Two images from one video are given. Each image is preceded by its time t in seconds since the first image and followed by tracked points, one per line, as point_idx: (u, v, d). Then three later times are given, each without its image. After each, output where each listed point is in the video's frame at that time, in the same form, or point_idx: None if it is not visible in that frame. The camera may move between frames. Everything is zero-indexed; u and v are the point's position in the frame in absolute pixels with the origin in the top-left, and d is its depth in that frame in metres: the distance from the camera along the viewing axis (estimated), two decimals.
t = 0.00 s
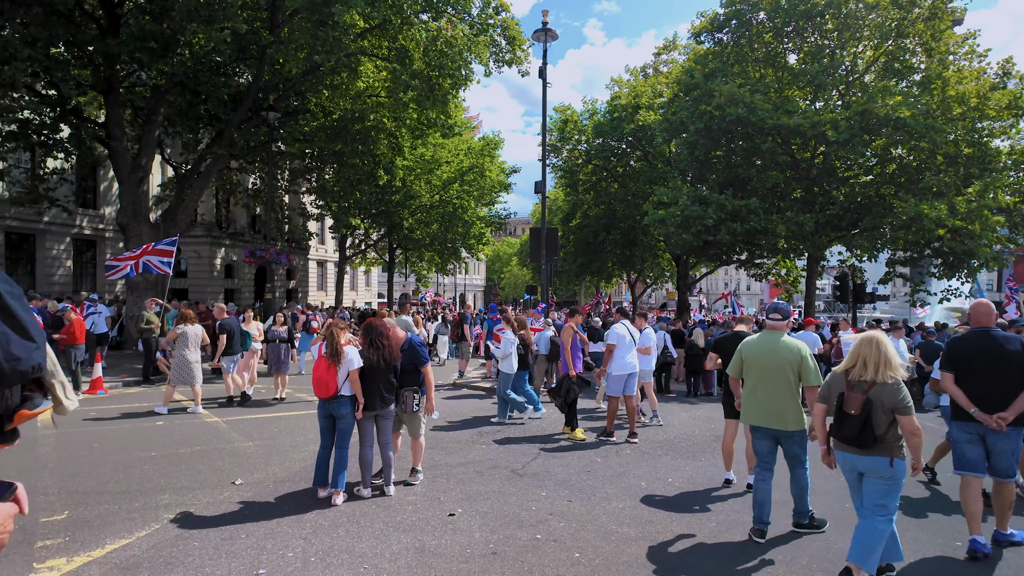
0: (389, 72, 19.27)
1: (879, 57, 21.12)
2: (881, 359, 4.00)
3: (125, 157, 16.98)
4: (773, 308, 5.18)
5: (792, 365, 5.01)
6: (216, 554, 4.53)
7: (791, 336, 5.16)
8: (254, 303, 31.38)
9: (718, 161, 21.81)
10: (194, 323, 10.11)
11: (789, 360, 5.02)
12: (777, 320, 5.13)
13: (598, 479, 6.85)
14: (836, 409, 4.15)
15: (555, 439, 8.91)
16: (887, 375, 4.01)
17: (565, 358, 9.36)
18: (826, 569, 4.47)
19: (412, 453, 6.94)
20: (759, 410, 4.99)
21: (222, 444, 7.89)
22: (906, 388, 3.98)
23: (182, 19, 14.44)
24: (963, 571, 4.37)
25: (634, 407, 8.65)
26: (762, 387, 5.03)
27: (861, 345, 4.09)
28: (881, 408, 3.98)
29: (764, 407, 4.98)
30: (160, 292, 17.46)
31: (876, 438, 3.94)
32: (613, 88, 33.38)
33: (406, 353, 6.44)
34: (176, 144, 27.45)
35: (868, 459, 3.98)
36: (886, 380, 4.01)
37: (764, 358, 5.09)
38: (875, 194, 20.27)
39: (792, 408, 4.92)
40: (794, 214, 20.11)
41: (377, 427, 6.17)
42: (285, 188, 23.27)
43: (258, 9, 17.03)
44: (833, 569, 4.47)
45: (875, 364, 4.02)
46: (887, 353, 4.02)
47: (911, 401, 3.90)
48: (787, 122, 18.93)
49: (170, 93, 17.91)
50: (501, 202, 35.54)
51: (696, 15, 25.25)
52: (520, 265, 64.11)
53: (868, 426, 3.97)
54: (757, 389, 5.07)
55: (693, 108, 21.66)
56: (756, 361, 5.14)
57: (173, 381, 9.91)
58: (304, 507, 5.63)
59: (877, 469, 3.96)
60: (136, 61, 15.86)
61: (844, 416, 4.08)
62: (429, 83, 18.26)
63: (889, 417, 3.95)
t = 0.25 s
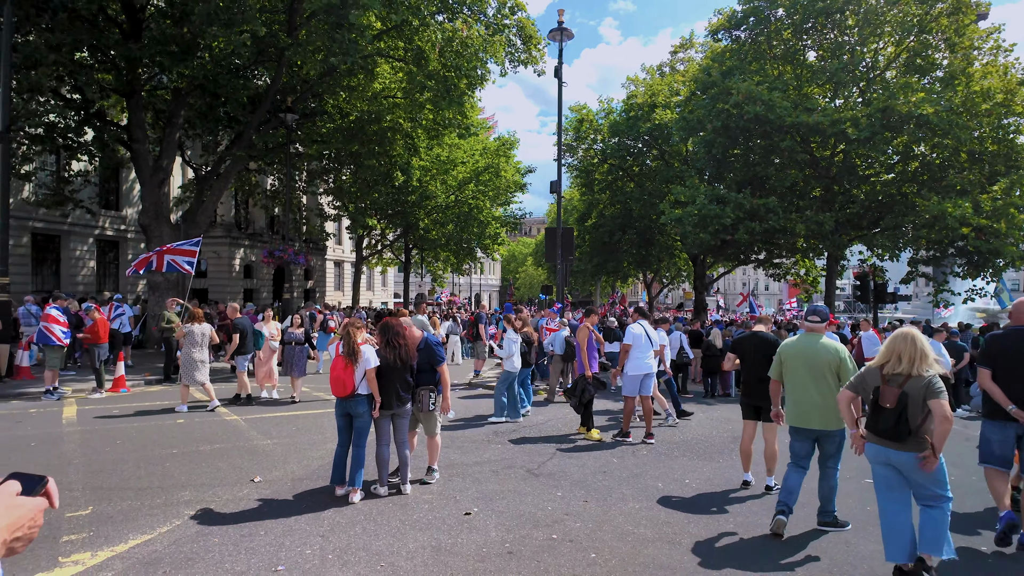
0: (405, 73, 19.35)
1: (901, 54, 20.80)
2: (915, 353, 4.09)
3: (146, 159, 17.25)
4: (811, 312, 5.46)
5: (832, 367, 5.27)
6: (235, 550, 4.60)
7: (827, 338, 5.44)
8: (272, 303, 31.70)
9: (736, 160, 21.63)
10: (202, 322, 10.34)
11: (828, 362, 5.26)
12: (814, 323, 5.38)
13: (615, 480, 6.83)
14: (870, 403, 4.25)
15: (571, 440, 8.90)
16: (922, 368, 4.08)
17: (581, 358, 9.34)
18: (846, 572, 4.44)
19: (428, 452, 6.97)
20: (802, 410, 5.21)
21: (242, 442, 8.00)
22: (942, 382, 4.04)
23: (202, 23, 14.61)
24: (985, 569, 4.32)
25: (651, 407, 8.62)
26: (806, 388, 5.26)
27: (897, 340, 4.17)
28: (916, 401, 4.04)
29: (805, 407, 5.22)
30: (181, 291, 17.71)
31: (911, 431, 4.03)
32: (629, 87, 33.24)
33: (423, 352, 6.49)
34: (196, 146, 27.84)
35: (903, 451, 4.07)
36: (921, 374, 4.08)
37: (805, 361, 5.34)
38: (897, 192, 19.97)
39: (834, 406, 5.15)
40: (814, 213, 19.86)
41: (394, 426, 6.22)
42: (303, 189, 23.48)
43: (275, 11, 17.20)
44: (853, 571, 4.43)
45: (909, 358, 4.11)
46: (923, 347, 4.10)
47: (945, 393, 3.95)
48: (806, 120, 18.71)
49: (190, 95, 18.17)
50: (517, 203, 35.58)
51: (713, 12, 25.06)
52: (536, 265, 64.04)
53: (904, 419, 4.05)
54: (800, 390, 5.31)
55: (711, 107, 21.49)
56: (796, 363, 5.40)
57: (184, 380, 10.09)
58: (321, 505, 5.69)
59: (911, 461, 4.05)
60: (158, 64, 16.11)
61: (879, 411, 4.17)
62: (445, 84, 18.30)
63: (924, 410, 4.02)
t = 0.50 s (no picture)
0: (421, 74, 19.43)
1: (923, 50, 20.47)
2: (955, 357, 4.07)
3: (167, 161, 17.52)
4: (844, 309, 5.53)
5: (868, 363, 5.32)
6: (254, 547, 4.66)
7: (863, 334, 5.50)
8: (290, 303, 32.01)
9: (754, 158, 21.45)
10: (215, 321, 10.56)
11: (863, 357, 5.32)
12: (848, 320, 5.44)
13: (631, 481, 6.82)
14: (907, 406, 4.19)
15: (587, 440, 8.88)
16: (961, 372, 4.08)
17: (597, 359, 9.34)
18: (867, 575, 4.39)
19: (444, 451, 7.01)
20: (835, 405, 5.29)
21: (261, 440, 8.10)
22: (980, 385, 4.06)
23: (222, 27, 14.79)
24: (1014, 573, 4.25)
25: (668, 408, 8.57)
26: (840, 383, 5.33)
27: (936, 343, 4.13)
28: (956, 405, 4.03)
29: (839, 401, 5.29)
30: (201, 292, 17.95)
31: (951, 434, 4.02)
32: (646, 86, 33.07)
33: (439, 352, 6.54)
34: (216, 148, 28.22)
35: (941, 454, 4.06)
36: (959, 377, 4.07)
37: (839, 357, 5.41)
38: (919, 191, 19.64)
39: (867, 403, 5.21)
40: (833, 212, 19.62)
41: (410, 425, 6.26)
42: (321, 190, 23.68)
43: (293, 14, 17.39)
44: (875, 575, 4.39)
45: (949, 361, 4.09)
46: (960, 351, 4.10)
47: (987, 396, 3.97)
48: (826, 118, 18.49)
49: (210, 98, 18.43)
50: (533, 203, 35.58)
51: (730, 10, 24.86)
52: (551, 265, 63.99)
53: (945, 423, 4.03)
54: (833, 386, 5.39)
55: (728, 105, 21.33)
56: (831, 360, 5.45)
57: (195, 379, 10.28)
58: (339, 503, 5.75)
59: (949, 464, 4.05)
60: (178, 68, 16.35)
61: (918, 414, 4.12)
62: (461, 84, 18.35)
63: (963, 413, 4.02)
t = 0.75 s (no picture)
0: (437, 75, 19.51)
1: (947, 45, 20.13)
2: (991, 354, 4.29)
3: (188, 163, 17.77)
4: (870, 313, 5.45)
5: (896, 366, 5.32)
6: (273, 544, 4.72)
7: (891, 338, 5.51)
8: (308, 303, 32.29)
9: (772, 157, 21.25)
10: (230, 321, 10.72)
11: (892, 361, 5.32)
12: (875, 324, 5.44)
13: (647, 482, 6.79)
14: (948, 401, 4.43)
15: (603, 441, 8.85)
16: (1000, 368, 4.30)
17: (613, 359, 9.32)
18: None
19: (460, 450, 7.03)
20: (861, 408, 5.31)
21: (279, 439, 8.19)
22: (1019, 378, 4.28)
23: (242, 30, 14.98)
24: None
25: (684, 409, 8.50)
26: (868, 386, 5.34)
27: (975, 342, 4.35)
28: (996, 399, 4.27)
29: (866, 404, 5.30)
30: (221, 292, 18.19)
31: (992, 427, 4.26)
32: (662, 85, 32.88)
33: (455, 352, 6.57)
34: (235, 151, 28.60)
35: (982, 446, 4.30)
36: (997, 372, 4.30)
37: (867, 360, 5.42)
38: (942, 189, 19.31)
39: (894, 406, 5.20)
40: (854, 211, 19.36)
41: (426, 425, 6.29)
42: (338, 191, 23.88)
43: (311, 17, 17.56)
44: None
45: (987, 358, 4.31)
46: (997, 348, 4.32)
47: None
48: (846, 115, 18.26)
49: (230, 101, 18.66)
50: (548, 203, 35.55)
51: (748, 8, 24.65)
52: (566, 265, 63.91)
53: (985, 417, 4.27)
54: (861, 389, 5.41)
55: (746, 103, 21.17)
56: (858, 363, 5.47)
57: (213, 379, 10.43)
58: (356, 501, 5.79)
59: (989, 455, 4.28)
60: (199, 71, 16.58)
61: (959, 409, 4.36)
62: (477, 85, 18.39)
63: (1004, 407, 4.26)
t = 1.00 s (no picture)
0: (453, 76, 19.55)
1: (971, 40, 19.75)
2: (1012, 354, 4.42)
3: (207, 164, 17.99)
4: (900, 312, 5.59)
5: (921, 365, 5.43)
6: (292, 541, 4.78)
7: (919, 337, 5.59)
8: (325, 303, 32.53)
9: (791, 156, 21.02)
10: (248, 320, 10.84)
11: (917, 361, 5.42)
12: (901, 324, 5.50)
13: (664, 483, 6.76)
14: (977, 402, 4.50)
15: (619, 442, 8.83)
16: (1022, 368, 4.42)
17: (629, 359, 9.29)
18: None
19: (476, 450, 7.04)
20: (886, 407, 5.43)
21: (297, 437, 8.28)
22: None
23: (260, 33, 15.12)
24: None
25: (701, 410, 8.45)
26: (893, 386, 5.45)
27: (997, 343, 4.46)
28: None
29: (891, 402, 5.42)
30: (240, 292, 18.41)
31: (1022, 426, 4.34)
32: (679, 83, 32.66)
33: (471, 351, 6.60)
34: (254, 152, 28.92)
35: (1011, 445, 4.37)
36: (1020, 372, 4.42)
37: (893, 357, 5.52)
38: (965, 187, 18.96)
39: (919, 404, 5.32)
40: (875, 210, 19.08)
41: (442, 424, 6.32)
42: (355, 192, 24.04)
43: (328, 19, 17.69)
44: None
45: (1008, 359, 4.43)
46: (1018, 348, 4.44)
47: None
48: (866, 113, 18.00)
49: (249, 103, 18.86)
50: (563, 203, 35.51)
51: (766, 5, 24.40)
52: (582, 265, 63.73)
53: (1016, 415, 4.34)
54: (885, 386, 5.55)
55: (764, 101, 20.97)
56: (885, 360, 5.60)
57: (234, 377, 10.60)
58: (373, 500, 5.84)
59: (1016, 454, 4.34)
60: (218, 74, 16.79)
61: (989, 409, 4.43)
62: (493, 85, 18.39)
63: None
